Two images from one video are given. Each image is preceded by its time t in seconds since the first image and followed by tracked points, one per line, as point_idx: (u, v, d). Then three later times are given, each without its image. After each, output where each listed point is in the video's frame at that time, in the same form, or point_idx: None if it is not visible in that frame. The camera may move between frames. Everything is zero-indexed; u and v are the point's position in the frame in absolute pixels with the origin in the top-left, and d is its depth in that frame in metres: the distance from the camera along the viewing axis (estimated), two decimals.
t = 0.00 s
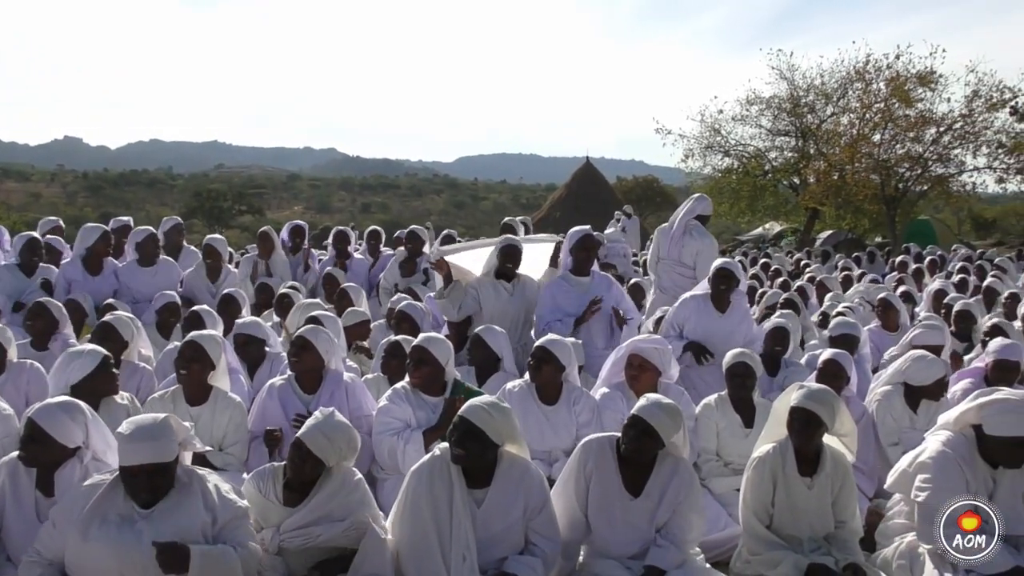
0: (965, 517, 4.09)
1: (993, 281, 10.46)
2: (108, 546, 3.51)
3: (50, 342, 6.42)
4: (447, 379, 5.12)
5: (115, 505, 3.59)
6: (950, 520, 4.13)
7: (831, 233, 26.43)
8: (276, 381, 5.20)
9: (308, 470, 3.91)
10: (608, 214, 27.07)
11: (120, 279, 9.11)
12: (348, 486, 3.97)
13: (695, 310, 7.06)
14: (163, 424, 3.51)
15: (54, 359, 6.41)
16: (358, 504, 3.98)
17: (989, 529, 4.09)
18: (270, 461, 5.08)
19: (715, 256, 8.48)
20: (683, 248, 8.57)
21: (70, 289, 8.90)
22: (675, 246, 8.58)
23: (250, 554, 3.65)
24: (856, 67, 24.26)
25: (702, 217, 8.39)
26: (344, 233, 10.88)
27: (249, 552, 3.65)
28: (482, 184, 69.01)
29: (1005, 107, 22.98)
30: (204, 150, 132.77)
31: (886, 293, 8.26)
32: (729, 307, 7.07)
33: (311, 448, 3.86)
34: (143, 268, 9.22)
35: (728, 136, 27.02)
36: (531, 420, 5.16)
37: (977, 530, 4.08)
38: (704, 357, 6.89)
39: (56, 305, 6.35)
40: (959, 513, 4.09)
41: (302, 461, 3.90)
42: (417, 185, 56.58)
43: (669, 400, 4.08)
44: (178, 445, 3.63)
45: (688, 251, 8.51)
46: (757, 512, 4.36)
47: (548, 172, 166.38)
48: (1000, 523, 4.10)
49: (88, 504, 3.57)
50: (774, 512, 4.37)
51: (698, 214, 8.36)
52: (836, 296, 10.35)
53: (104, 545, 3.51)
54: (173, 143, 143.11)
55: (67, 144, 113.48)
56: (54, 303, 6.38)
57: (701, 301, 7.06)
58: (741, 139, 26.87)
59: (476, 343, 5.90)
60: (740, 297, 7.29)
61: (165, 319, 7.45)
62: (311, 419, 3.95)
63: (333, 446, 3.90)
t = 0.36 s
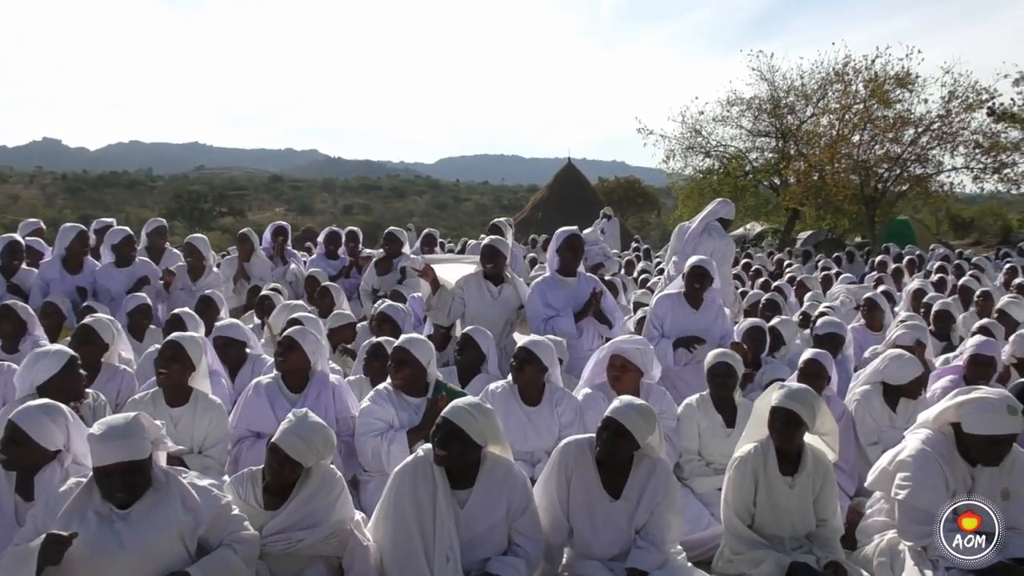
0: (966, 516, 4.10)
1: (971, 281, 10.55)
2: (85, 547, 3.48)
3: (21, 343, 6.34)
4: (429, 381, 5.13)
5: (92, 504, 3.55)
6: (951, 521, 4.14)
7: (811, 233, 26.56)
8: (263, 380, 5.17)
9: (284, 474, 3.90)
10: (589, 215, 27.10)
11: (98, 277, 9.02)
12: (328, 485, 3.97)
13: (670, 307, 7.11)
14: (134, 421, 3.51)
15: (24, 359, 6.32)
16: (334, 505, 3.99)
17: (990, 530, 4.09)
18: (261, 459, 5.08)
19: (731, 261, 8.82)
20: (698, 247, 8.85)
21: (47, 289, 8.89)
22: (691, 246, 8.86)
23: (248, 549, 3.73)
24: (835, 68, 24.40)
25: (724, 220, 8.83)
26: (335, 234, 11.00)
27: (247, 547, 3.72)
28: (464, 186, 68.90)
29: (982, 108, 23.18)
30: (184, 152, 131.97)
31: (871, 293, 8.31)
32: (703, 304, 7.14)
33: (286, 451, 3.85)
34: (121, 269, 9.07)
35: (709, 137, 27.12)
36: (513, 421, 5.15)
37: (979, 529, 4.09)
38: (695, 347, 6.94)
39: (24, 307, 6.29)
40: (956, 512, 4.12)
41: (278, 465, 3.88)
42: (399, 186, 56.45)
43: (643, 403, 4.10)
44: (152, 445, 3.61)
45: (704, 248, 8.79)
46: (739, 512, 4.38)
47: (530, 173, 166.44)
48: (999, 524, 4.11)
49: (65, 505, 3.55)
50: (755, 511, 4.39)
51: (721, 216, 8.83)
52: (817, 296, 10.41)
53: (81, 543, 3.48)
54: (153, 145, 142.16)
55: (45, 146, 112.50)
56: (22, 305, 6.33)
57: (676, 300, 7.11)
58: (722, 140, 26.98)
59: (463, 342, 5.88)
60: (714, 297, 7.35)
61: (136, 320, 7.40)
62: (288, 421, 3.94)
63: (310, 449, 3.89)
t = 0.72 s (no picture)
0: (965, 516, 4.12)
1: (947, 282, 10.65)
2: (63, 551, 3.46)
3: None
4: (409, 381, 5.12)
5: (71, 507, 3.54)
6: (950, 522, 4.15)
7: (790, 234, 26.72)
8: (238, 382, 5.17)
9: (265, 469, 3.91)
10: (570, 215, 27.13)
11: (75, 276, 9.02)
12: (307, 483, 3.99)
13: (643, 306, 7.11)
14: (120, 419, 3.51)
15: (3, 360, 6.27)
16: (315, 502, 4.00)
17: (990, 529, 4.09)
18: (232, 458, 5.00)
19: (723, 261, 8.78)
20: (691, 247, 8.84)
21: (20, 289, 8.82)
22: (684, 245, 8.88)
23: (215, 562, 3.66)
24: (813, 71, 24.56)
25: (717, 220, 8.88)
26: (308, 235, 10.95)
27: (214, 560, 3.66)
28: (444, 186, 68.81)
29: (959, 111, 23.40)
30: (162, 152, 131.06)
31: (851, 293, 8.37)
32: (677, 304, 7.15)
33: (268, 445, 3.86)
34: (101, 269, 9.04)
35: (688, 138, 27.23)
36: (492, 421, 5.16)
37: (979, 528, 4.09)
38: (659, 349, 6.89)
39: (1, 308, 6.24)
40: (955, 514, 4.14)
41: (262, 460, 3.89)
42: (380, 187, 56.33)
43: (619, 405, 4.09)
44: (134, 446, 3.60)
45: (696, 248, 8.78)
46: (718, 512, 4.40)
47: (511, 174, 166.43)
48: (999, 520, 4.11)
49: (44, 508, 3.53)
50: (734, 511, 4.41)
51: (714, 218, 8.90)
52: (795, 297, 10.48)
53: (59, 545, 3.47)
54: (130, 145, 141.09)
55: (20, 145, 111.38)
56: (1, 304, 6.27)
57: (651, 299, 7.11)
58: (701, 141, 27.10)
59: (443, 343, 5.88)
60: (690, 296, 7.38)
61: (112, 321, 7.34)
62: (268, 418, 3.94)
63: (293, 441, 3.90)
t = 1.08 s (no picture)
0: (965, 517, 4.15)
1: (924, 282, 10.74)
2: (46, 556, 3.45)
3: None
4: (389, 384, 5.11)
5: (51, 513, 3.51)
6: (950, 520, 4.17)
7: (769, 235, 26.86)
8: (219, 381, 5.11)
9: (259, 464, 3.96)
10: (550, 216, 27.16)
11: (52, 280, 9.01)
12: (288, 484, 4.03)
13: (620, 310, 7.14)
14: (100, 423, 3.46)
15: None
16: (296, 501, 4.05)
17: (989, 530, 4.14)
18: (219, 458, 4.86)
19: (699, 260, 8.81)
20: (666, 248, 8.89)
21: None
22: (660, 244, 8.92)
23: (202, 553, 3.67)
24: (791, 72, 24.72)
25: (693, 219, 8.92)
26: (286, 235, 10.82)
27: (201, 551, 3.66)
28: (424, 187, 68.67)
29: (935, 112, 23.62)
30: (140, 153, 130.11)
31: (824, 293, 8.43)
32: (654, 303, 7.17)
33: (253, 440, 3.92)
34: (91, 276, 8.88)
35: (668, 140, 27.32)
36: (473, 421, 5.16)
37: (979, 529, 4.12)
38: (634, 339, 6.98)
39: None
40: (955, 514, 4.17)
41: (249, 459, 3.93)
42: (359, 188, 56.18)
43: (597, 408, 4.11)
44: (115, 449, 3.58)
45: (671, 250, 8.83)
46: (696, 511, 4.41)
47: (491, 175, 166.40)
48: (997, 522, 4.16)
49: (24, 513, 3.50)
50: (713, 511, 4.43)
51: (690, 217, 8.94)
52: (773, 297, 10.54)
53: (41, 552, 3.45)
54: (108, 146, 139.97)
55: None
56: None
57: (628, 300, 7.15)
58: (681, 143, 27.21)
59: (421, 345, 5.88)
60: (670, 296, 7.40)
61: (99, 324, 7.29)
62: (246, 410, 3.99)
63: (276, 437, 3.97)
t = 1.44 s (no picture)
0: (966, 516, 4.21)
1: (900, 284, 10.84)
2: (18, 560, 3.39)
3: None
4: (368, 385, 5.11)
5: (21, 517, 3.46)
6: (951, 520, 4.21)
7: (746, 236, 27.01)
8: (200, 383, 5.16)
9: (239, 464, 3.97)
10: (529, 216, 27.20)
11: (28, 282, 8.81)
12: (266, 484, 4.03)
13: (608, 311, 7.17)
14: (66, 423, 3.43)
15: None
16: (275, 500, 4.04)
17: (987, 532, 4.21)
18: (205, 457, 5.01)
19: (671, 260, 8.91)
20: (639, 249, 8.96)
21: None
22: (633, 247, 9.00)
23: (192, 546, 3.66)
24: (768, 74, 24.86)
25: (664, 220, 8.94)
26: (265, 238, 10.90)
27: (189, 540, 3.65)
28: (402, 187, 68.35)
29: (910, 115, 23.82)
30: (115, 153, 129.04)
31: (798, 294, 8.50)
32: (642, 307, 7.20)
33: (232, 440, 3.92)
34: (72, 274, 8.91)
35: (646, 141, 27.40)
36: (452, 423, 5.16)
37: (978, 529, 4.19)
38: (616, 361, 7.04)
39: None
40: (956, 513, 4.21)
41: (230, 459, 3.94)
42: (337, 188, 55.97)
43: (575, 412, 4.12)
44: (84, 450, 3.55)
45: (644, 251, 8.90)
46: (673, 512, 4.44)
47: (470, 175, 166.28)
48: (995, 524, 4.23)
49: None
50: (688, 512, 4.46)
51: (661, 217, 8.96)
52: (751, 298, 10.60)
53: (11, 556, 3.39)
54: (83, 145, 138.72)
55: None
56: None
57: (615, 301, 7.17)
58: (659, 144, 27.29)
59: (401, 346, 5.87)
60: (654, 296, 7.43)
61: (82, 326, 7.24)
62: (223, 409, 3.99)
63: (252, 437, 3.98)
